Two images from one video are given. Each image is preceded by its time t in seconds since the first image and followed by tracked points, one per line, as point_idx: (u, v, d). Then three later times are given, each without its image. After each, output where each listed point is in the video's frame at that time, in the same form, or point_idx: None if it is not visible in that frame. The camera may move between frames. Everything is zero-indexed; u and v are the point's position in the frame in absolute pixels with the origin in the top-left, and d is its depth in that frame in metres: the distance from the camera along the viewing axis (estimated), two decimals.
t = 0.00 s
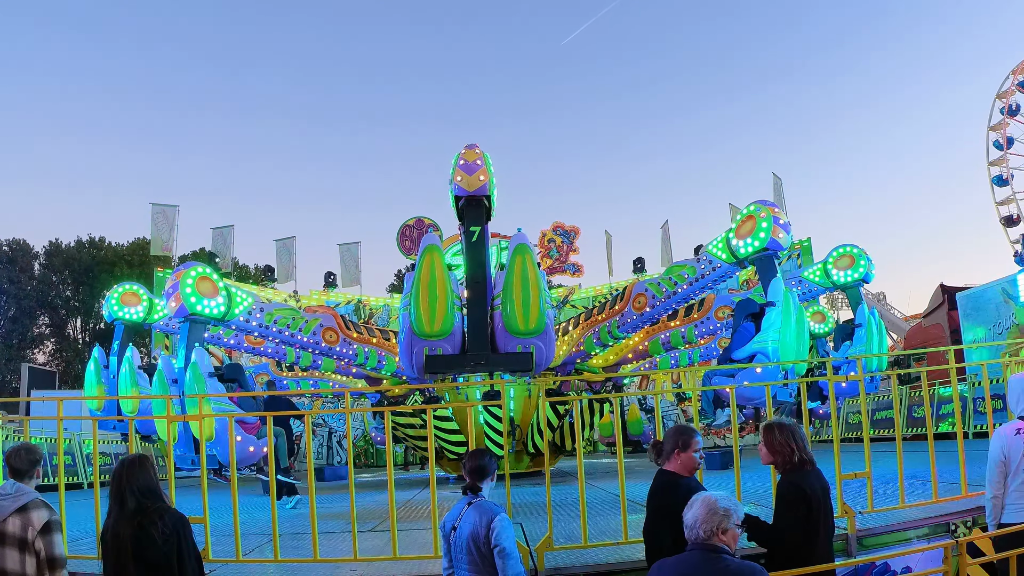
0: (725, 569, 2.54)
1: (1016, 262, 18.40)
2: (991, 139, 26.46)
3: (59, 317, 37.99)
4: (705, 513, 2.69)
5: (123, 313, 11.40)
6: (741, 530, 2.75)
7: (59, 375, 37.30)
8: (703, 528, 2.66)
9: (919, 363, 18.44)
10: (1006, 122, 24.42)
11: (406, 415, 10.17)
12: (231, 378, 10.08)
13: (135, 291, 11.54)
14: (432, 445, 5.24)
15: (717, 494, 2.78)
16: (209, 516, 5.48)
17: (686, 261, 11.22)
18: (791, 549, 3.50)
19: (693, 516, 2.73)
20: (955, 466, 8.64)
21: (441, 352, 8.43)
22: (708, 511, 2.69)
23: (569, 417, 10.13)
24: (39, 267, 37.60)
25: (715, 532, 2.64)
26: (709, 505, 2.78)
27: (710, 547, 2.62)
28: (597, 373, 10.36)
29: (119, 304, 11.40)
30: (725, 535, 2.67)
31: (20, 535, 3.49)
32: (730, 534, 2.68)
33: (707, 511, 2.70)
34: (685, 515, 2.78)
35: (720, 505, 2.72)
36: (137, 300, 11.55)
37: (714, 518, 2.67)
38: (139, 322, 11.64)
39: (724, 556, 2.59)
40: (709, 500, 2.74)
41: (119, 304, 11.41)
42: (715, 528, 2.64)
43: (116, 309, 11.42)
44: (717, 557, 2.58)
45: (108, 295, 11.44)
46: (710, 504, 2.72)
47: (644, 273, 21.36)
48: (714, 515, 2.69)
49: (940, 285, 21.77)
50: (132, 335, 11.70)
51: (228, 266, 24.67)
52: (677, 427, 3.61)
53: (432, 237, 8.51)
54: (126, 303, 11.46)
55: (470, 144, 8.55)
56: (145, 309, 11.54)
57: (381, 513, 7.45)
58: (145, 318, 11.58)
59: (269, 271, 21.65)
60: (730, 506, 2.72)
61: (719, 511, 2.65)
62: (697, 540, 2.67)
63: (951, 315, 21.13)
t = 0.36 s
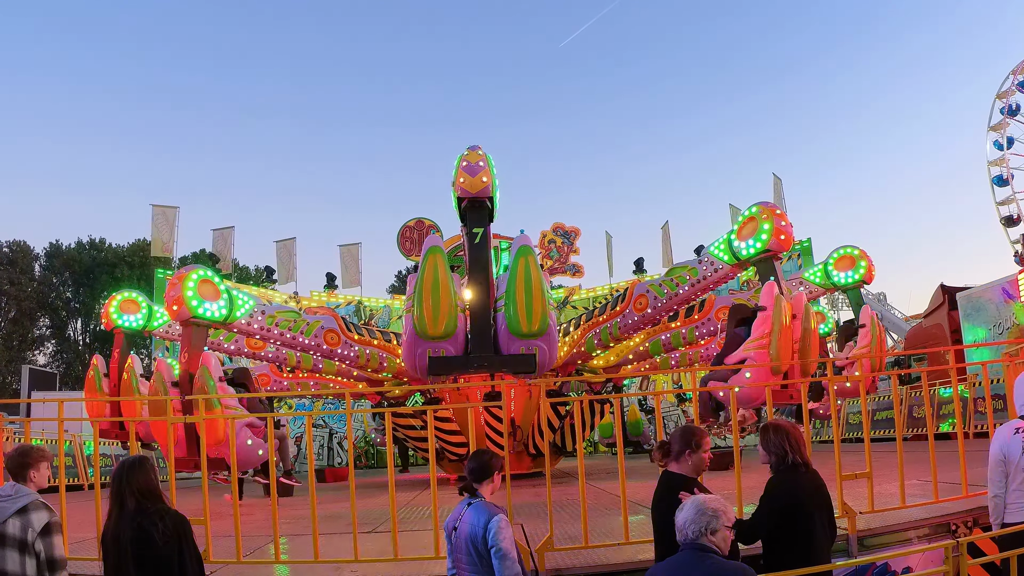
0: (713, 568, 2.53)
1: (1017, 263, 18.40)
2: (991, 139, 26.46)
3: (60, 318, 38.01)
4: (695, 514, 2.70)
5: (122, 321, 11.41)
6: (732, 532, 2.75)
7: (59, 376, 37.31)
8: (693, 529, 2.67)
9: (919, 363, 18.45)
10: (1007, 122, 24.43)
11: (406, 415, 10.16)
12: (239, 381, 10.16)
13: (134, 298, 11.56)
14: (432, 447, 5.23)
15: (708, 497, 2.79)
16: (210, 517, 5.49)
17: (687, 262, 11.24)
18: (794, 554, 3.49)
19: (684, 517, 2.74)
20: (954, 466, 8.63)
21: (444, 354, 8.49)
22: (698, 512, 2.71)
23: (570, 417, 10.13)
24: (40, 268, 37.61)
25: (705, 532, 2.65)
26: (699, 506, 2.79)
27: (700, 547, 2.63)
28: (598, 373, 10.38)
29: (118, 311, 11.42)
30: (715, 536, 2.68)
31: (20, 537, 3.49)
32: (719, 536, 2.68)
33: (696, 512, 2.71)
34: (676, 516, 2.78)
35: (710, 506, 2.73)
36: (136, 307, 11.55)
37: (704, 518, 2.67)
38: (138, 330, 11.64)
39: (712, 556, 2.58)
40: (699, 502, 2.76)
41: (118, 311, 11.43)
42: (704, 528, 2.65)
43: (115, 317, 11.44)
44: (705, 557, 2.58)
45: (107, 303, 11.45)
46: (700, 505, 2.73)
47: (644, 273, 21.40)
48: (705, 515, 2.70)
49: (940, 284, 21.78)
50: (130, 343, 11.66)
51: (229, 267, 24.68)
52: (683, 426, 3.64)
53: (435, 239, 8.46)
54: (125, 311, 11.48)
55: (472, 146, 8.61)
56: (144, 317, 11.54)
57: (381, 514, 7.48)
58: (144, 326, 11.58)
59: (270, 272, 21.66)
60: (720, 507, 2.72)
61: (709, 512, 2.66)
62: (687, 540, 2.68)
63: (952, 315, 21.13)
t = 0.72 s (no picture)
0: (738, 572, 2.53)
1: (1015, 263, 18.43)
2: (988, 139, 26.50)
3: (57, 318, 37.97)
4: (720, 516, 2.69)
5: (118, 327, 11.39)
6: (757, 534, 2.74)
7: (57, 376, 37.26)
8: (718, 531, 2.66)
9: (917, 363, 18.47)
10: (1004, 123, 24.49)
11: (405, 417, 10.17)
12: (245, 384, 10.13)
13: (130, 304, 11.56)
14: (430, 448, 5.22)
15: (732, 497, 2.77)
16: (208, 516, 5.48)
17: (685, 262, 11.24)
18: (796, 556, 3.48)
19: (707, 519, 2.72)
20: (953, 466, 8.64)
21: (445, 352, 8.45)
22: (723, 514, 2.69)
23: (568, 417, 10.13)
24: (37, 268, 37.58)
25: (730, 535, 2.64)
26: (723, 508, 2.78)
27: (725, 550, 2.62)
28: (596, 372, 10.36)
29: (115, 318, 11.40)
30: (740, 539, 2.67)
31: (18, 537, 3.49)
32: (744, 538, 2.67)
33: (722, 514, 2.69)
34: (699, 517, 2.77)
35: (736, 508, 2.72)
36: (133, 313, 11.57)
37: (729, 521, 2.66)
38: (134, 336, 11.63)
39: (736, 560, 2.58)
40: (724, 503, 2.74)
41: (115, 318, 11.40)
42: (730, 531, 2.65)
43: (111, 324, 11.41)
44: (730, 561, 2.58)
45: (103, 309, 11.41)
46: (725, 507, 2.72)
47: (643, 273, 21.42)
48: (730, 518, 2.69)
49: (938, 284, 21.79)
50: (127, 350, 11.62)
51: (227, 267, 24.66)
52: (679, 428, 3.60)
53: (436, 236, 8.50)
54: (122, 317, 11.45)
55: (472, 144, 8.60)
56: (140, 323, 11.54)
57: (380, 513, 7.48)
58: (140, 333, 11.59)
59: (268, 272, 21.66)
60: (745, 510, 2.71)
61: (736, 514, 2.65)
62: (712, 543, 2.67)
63: (950, 315, 21.16)
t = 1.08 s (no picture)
0: None
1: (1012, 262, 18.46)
2: (986, 139, 26.51)
3: (55, 318, 37.92)
4: (780, 517, 2.70)
5: (115, 333, 11.38)
6: (817, 537, 2.74)
7: (55, 376, 37.21)
8: (777, 533, 2.67)
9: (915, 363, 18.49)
10: (1002, 123, 24.51)
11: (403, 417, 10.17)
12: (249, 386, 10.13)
13: (127, 310, 11.54)
14: (428, 450, 5.22)
15: (795, 498, 2.77)
16: (206, 517, 5.47)
17: (684, 264, 11.27)
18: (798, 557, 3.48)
19: (767, 518, 2.73)
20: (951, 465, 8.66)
21: (445, 352, 8.46)
22: (785, 515, 2.70)
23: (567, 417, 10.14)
24: (35, 268, 37.54)
25: (789, 537, 2.65)
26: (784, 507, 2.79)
27: (783, 552, 2.63)
28: (594, 372, 10.36)
29: (111, 324, 11.38)
30: (799, 541, 2.67)
31: (16, 537, 3.49)
32: (804, 542, 2.67)
33: (782, 515, 2.70)
34: (759, 516, 2.78)
35: (798, 510, 2.71)
36: (130, 320, 11.55)
37: (789, 523, 2.67)
38: (131, 343, 11.61)
39: (793, 564, 2.59)
40: (786, 503, 2.74)
41: (111, 324, 11.38)
42: (789, 534, 2.65)
43: (108, 331, 11.39)
44: (786, 564, 2.59)
45: (100, 315, 11.40)
46: (786, 508, 2.72)
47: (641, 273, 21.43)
48: (791, 519, 2.69)
49: (936, 284, 21.81)
50: (124, 356, 11.60)
51: (224, 267, 24.64)
52: (677, 429, 3.61)
53: (436, 236, 8.51)
54: (118, 324, 11.43)
55: (473, 144, 8.60)
56: (137, 329, 11.52)
57: (378, 514, 7.47)
58: (137, 338, 11.57)
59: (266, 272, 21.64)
60: (807, 512, 2.71)
61: (796, 518, 2.65)
62: (770, 544, 2.68)
63: (947, 314, 21.18)
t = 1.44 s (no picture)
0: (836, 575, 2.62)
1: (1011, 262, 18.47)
2: (984, 139, 26.53)
3: (53, 318, 37.88)
4: (832, 513, 2.77)
5: (113, 340, 11.36)
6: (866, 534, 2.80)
7: (53, 376, 37.16)
8: (827, 529, 2.75)
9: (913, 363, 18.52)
10: (1000, 123, 24.54)
11: (400, 417, 10.17)
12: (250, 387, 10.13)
13: (124, 316, 11.52)
14: (426, 448, 5.19)
15: (847, 495, 2.83)
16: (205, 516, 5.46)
17: (682, 265, 11.26)
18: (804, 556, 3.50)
19: (819, 513, 2.81)
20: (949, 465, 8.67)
21: (446, 351, 8.47)
22: (836, 512, 2.76)
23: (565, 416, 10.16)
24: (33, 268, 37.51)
25: (838, 534, 2.72)
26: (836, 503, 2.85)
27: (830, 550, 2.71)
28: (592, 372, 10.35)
29: (109, 330, 11.36)
30: (848, 538, 2.74)
31: (14, 537, 3.49)
32: (854, 540, 2.74)
33: (834, 511, 2.77)
34: (811, 509, 2.86)
35: (849, 507, 2.78)
36: (128, 325, 11.53)
37: (839, 519, 2.74)
38: (129, 349, 11.59)
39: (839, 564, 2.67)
40: (838, 500, 2.80)
41: (109, 330, 11.36)
42: (839, 530, 2.72)
43: (106, 337, 11.38)
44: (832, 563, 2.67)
45: (98, 321, 11.39)
46: (838, 504, 2.79)
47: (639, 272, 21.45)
48: (842, 515, 2.76)
49: (934, 284, 21.83)
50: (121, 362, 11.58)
51: (223, 267, 24.63)
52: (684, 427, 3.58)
53: (437, 236, 8.52)
54: (116, 330, 11.41)
55: (473, 144, 8.60)
56: (135, 334, 11.50)
57: (377, 513, 7.46)
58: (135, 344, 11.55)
59: (264, 272, 21.64)
60: (859, 511, 2.76)
61: (847, 516, 2.71)
62: (820, 539, 2.76)
63: (946, 315, 21.20)
